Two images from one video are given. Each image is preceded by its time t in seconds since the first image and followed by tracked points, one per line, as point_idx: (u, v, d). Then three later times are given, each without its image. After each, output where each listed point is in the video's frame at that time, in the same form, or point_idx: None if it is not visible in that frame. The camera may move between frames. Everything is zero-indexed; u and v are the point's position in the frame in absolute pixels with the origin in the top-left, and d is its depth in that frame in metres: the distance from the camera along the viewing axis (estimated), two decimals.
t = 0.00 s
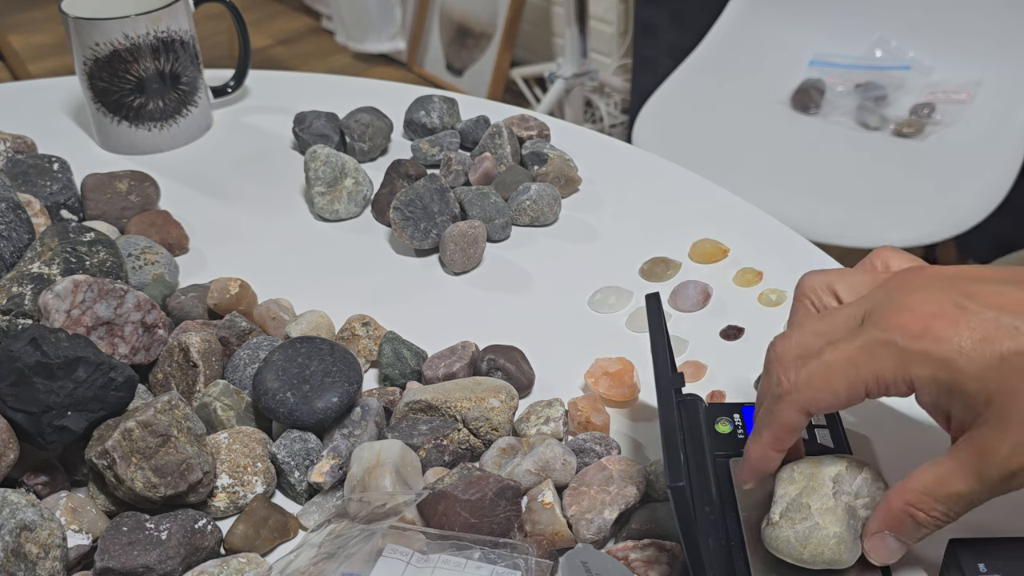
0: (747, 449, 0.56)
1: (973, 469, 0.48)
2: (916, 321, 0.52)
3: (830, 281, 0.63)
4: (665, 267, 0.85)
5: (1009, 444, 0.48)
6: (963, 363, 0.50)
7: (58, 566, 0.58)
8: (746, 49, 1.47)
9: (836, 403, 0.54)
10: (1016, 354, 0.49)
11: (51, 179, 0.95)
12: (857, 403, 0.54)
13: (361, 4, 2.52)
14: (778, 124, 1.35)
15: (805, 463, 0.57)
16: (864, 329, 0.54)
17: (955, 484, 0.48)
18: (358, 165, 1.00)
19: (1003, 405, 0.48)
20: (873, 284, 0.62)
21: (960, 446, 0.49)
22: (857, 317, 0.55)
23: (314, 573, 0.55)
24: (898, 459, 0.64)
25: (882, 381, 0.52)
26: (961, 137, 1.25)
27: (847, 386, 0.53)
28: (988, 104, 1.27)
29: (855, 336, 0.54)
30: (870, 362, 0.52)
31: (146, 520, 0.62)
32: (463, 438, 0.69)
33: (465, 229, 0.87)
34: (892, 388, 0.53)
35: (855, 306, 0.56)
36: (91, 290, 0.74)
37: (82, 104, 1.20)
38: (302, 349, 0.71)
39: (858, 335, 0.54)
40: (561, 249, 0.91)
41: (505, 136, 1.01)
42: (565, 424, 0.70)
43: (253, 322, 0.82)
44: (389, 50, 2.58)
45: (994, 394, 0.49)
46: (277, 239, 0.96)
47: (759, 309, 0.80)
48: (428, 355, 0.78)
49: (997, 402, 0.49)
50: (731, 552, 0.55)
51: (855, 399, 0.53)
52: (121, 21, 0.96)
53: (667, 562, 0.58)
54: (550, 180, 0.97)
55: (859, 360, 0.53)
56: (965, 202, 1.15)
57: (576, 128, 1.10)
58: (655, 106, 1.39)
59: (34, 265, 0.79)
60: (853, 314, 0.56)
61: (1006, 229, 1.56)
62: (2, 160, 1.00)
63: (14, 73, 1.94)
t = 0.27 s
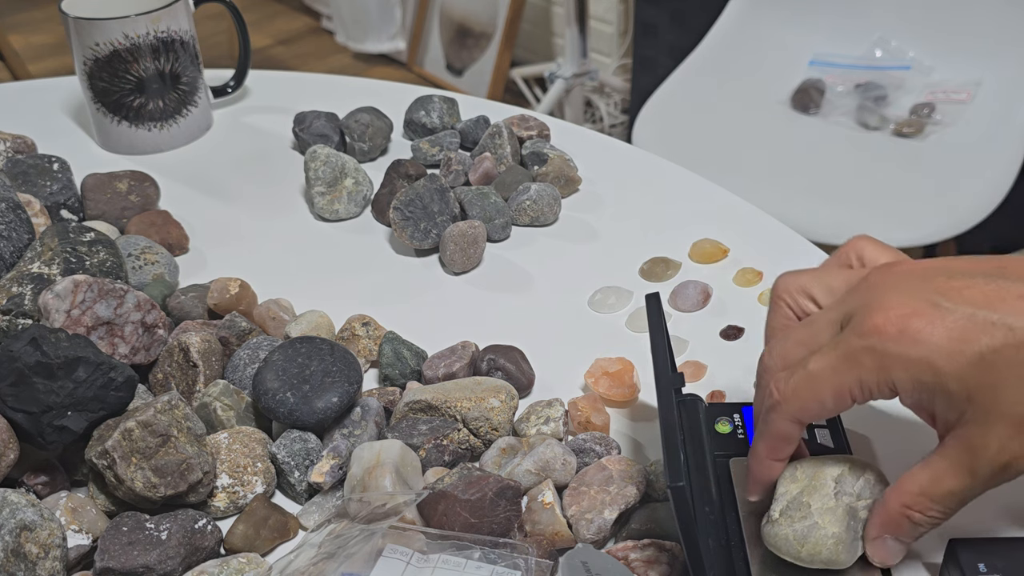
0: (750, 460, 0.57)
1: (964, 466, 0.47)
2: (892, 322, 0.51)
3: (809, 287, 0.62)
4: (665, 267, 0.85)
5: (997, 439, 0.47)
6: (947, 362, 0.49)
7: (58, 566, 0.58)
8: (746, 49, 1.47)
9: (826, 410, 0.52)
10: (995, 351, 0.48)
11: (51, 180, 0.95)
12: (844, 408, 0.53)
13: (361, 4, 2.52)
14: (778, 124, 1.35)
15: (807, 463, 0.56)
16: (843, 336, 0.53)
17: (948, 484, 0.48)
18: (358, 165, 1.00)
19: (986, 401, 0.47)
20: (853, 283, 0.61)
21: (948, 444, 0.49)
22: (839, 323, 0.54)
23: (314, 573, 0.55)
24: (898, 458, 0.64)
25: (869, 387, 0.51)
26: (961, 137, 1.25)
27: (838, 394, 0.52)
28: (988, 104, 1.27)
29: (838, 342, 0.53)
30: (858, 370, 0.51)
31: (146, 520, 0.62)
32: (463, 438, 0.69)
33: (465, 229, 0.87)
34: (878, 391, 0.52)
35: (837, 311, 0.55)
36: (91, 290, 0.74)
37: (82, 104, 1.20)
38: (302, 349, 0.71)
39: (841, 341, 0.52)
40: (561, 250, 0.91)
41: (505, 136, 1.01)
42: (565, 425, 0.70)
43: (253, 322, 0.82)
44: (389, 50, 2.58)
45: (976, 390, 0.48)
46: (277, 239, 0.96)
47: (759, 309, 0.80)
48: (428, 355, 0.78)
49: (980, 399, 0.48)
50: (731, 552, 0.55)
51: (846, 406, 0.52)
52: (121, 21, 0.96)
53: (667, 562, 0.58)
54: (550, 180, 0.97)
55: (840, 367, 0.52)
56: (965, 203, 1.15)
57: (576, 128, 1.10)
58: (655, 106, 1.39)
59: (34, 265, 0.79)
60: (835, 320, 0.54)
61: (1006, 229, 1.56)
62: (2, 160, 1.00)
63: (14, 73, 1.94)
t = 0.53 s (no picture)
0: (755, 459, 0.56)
1: (969, 482, 0.47)
2: (904, 329, 0.48)
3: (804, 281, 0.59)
4: (665, 267, 0.85)
5: (1004, 453, 0.47)
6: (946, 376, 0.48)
7: (58, 566, 0.58)
8: (746, 49, 1.47)
9: (829, 411, 0.50)
10: (1008, 367, 0.47)
11: (51, 179, 0.95)
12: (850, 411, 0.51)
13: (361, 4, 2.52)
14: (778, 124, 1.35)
15: (821, 464, 0.52)
16: (850, 338, 0.50)
17: (953, 499, 0.48)
18: (358, 165, 1.00)
19: (995, 417, 0.47)
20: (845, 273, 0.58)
21: (953, 459, 0.48)
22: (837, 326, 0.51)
23: (314, 573, 0.55)
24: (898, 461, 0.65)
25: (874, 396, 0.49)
26: (961, 137, 1.25)
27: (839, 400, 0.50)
28: (989, 104, 1.27)
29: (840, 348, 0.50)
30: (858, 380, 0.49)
31: (146, 520, 0.62)
32: (463, 438, 0.69)
33: (465, 229, 0.87)
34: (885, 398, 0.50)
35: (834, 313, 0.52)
36: (91, 290, 0.74)
37: (82, 104, 1.20)
38: (302, 349, 0.71)
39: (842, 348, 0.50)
40: (561, 249, 0.91)
41: (505, 136, 1.01)
42: (565, 425, 0.70)
43: (253, 322, 0.82)
44: (389, 50, 2.58)
45: (986, 404, 0.47)
46: (278, 239, 0.96)
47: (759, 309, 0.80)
48: (428, 355, 0.78)
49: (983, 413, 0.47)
50: (731, 552, 0.55)
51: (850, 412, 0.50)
52: (121, 21, 0.96)
53: (667, 562, 0.58)
54: (550, 180, 0.97)
55: (849, 372, 0.49)
56: (965, 203, 1.15)
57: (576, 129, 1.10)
58: (655, 106, 1.39)
59: (34, 265, 0.79)
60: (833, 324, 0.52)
61: (1006, 229, 1.56)
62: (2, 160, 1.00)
63: (14, 73, 1.94)
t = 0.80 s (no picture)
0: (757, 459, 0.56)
1: (963, 470, 0.47)
2: (911, 320, 0.48)
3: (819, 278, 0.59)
4: (665, 267, 0.85)
5: (1005, 444, 0.46)
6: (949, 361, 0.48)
7: (58, 566, 0.58)
8: (746, 49, 1.47)
9: (846, 411, 0.51)
10: (1013, 359, 0.46)
11: (51, 179, 0.95)
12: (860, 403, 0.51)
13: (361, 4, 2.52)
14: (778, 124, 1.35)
15: (822, 466, 0.53)
16: (861, 333, 0.50)
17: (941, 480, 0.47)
18: (358, 165, 1.00)
19: (1002, 407, 0.46)
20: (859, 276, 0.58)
21: (949, 445, 0.48)
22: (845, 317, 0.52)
23: (314, 573, 0.55)
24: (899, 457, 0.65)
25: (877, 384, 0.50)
26: (961, 137, 1.25)
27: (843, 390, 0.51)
28: (989, 104, 1.27)
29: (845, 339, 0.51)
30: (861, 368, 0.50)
31: (146, 520, 0.62)
32: (463, 438, 0.69)
33: (465, 229, 0.87)
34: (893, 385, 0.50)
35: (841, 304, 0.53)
36: (91, 290, 0.74)
37: (82, 104, 1.20)
38: (302, 349, 0.71)
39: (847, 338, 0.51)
40: (561, 249, 0.91)
41: (505, 136, 1.01)
42: (565, 424, 0.70)
43: (253, 322, 0.82)
44: (389, 50, 2.58)
45: (994, 396, 0.46)
46: (277, 239, 0.96)
47: (759, 309, 0.80)
48: (428, 355, 0.78)
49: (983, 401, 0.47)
50: (731, 552, 0.55)
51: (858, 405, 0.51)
52: (121, 21, 0.96)
53: (667, 562, 0.58)
54: (550, 180, 0.97)
55: (861, 367, 0.49)
56: (965, 203, 1.15)
57: (576, 129, 1.10)
58: (655, 106, 1.39)
59: (34, 265, 0.79)
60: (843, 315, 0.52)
61: (1006, 229, 1.56)
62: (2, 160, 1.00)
63: (14, 73, 1.93)
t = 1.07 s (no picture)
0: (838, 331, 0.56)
1: None
2: None
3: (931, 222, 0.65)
4: (665, 267, 0.85)
5: None
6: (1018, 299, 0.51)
7: (58, 566, 0.58)
8: (746, 49, 1.47)
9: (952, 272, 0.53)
10: None
11: (51, 179, 0.95)
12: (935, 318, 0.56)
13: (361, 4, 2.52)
14: (778, 124, 1.35)
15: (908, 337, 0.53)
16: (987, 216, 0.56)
17: None
18: (358, 165, 1.00)
19: None
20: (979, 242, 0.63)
21: None
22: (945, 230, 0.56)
23: (314, 573, 0.55)
24: (900, 457, 0.64)
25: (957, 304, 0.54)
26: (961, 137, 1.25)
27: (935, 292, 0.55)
28: (988, 104, 1.27)
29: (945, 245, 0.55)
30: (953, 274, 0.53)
31: (146, 520, 0.62)
32: (463, 438, 0.69)
33: (465, 229, 0.87)
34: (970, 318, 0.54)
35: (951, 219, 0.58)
36: (92, 290, 0.74)
37: (82, 104, 1.20)
38: (302, 349, 0.71)
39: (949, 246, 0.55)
40: (561, 249, 0.91)
41: (505, 136, 1.01)
42: (565, 424, 0.70)
43: (253, 322, 0.82)
44: (389, 50, 2.58)
45: None
46: (277, 239, 0.96)
47: (759, 309, 0.80)
48: (428, 355, 0.78)
49: None
50: (731, 552, 0.54)
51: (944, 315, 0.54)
52: (121, 21, 0.96)
53: (667, 562, 0.58)
54: (550, 180, 0.97)
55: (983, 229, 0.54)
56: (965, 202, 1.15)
57: (576, 129, 1.10)
58: (655, 106, 1.39)
59: (34, 265, 0.79)
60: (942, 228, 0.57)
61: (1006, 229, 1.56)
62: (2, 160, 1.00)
63: (15, 73, 1.93)
